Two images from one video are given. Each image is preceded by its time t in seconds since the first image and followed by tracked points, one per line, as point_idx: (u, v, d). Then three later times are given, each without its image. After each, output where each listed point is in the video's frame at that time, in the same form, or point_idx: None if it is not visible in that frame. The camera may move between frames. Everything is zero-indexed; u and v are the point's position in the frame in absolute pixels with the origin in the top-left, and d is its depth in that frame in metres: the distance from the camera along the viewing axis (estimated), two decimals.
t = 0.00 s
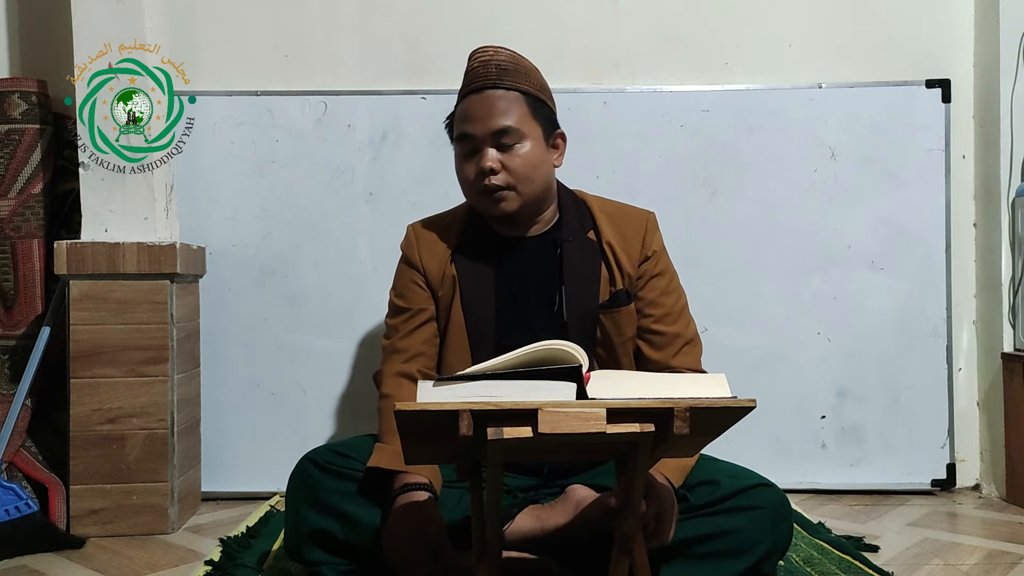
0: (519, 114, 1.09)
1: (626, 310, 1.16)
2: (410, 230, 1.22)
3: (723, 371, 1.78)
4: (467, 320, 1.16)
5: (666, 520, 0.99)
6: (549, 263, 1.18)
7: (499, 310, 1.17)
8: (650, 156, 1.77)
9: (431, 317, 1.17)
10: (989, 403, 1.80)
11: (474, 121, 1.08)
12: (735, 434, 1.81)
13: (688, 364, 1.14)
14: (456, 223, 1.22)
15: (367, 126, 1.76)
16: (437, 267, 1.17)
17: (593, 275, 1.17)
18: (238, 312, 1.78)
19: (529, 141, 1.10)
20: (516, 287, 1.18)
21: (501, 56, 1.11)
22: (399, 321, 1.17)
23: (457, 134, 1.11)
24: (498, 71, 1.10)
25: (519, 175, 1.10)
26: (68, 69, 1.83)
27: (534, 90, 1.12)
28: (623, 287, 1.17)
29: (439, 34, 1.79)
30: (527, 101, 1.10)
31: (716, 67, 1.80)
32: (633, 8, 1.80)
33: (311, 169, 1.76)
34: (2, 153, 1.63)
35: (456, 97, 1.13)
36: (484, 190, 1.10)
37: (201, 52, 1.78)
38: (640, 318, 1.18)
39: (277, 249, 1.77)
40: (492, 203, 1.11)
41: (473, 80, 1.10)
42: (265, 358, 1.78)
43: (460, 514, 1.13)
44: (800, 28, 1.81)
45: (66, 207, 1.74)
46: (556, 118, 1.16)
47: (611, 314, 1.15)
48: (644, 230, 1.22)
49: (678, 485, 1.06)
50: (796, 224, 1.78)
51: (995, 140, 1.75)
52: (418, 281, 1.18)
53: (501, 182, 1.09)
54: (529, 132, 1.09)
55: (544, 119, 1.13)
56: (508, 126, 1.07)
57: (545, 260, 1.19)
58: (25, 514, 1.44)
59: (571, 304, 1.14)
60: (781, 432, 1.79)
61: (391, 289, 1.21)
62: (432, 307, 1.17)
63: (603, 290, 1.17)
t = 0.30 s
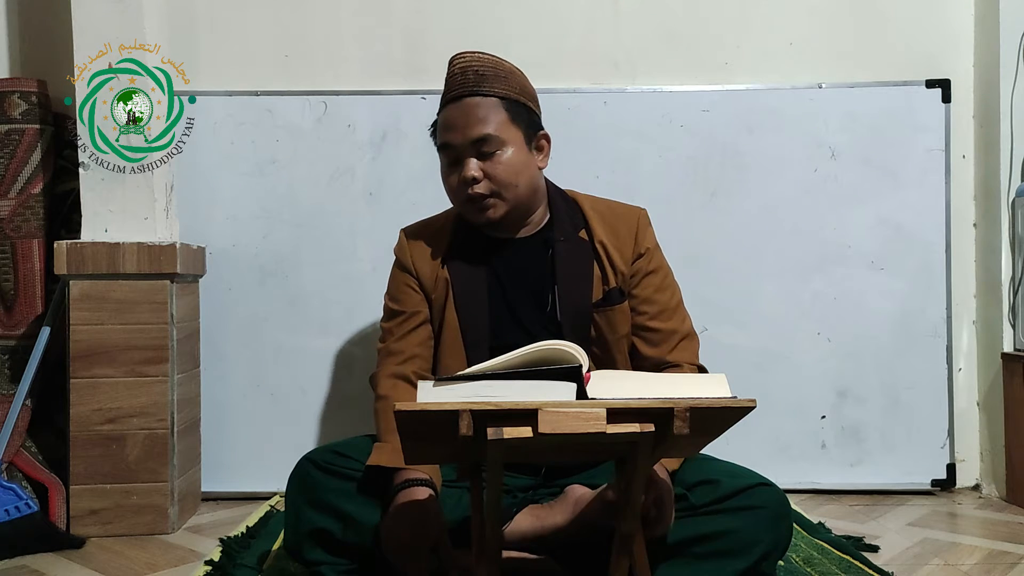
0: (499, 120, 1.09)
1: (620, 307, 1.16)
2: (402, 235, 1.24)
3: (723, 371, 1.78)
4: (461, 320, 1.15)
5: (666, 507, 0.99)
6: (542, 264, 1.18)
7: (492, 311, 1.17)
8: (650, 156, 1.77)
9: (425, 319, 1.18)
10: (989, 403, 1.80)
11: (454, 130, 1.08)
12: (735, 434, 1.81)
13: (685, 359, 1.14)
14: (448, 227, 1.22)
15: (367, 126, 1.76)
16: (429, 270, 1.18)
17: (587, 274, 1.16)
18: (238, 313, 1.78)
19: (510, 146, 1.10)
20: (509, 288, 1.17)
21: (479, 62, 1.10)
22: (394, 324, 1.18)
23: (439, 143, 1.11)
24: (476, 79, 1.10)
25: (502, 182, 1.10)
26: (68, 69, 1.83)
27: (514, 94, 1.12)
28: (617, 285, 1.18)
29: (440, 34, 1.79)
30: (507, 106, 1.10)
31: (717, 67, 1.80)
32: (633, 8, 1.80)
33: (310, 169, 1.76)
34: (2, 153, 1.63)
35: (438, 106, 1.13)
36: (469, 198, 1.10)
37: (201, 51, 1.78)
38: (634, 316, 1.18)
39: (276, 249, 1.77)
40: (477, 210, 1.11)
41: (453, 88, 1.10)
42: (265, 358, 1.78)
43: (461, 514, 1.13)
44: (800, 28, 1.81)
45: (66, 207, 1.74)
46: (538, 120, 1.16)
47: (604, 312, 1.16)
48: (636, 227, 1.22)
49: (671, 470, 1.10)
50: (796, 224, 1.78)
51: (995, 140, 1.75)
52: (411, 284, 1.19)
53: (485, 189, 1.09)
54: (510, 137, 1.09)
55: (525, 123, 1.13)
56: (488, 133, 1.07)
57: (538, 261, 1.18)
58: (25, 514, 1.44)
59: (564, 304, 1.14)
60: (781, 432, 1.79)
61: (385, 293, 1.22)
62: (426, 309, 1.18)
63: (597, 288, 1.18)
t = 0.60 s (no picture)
0: (494, 119, 1.09)
1: (618, 307, 1.16)
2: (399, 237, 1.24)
3: (723, 372, 1.78)
4: (458, 321, 1.16)
5: (666, 502, 0.99)
6: (539, 264, 1.18)
7: (489, 311, 1.17)
8: (650, 156, 1.77)
9: (423, 318, 1.18)
10: (989, 403, 1.80)
11: (449, 130, 1.08)
12: (735, 434, 1.81)
13: (683, 357, 1.14)
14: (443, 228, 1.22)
15: (367, 127, 1.76)
16: (426, 271, 1.18)
17: (583, 273, 1.16)
18: (238, 313, 1.78)
19: (505, 145, 1.10)
20: (506, 288, 1.17)
21: (473, 62, 1.10)
22: (392, 324, 1.19)
23: (434, 144, 1.11)
24: (470, 79, 1.10)
25: (498, 181, 1.10)
26: (68, 69, 1.83)
27: (508, 93, 1.12)
28: (614, 283, 1.17)
29: (440, 34, 1.79)
30: (501, 106, 1.10)
31: (717, 67, 1.80)
32: (633, 8, 1.80)
33: (310, 169, 1.76)
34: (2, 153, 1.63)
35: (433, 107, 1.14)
36: (464, 197, 1.10)
37: (201, 51, 1.78)
38: (632, 315, 1.18)
39: (276, 249, 1.77)
40: (473, 210, 1.11)
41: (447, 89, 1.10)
42: (265, 358, 1.78)
43: (461, 513, 1.13)
44: (800, 28, 1.81)
45: (66, 207, 1.74)
46: (533, 119, 1.16)
47: (602, 311, 1.15)
48: (632, 226, 1.22)
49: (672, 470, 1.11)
50: (796, 225, 1.78)
51: (995, 140, 1.75)
52: (408, 285, 1.19)
53: (480, 189, 1.09)
54: (504, 137, 1.09)
55: (520, 122, 1.13)
56: (483, 133, 1.07)
57: (535, 261, 1.18)
58: (25, 514, 1.44)
59: (561, 304, 1.14)
60: (781, 432, 1.79)
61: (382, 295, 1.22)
62: (423, 309, 1.18)
63: (594, 287, 1.18)
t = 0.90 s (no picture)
0: (512, 112, 1.09)
1: (623, 306, 1.16)
2: (404, 230, 1.23)
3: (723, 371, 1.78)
4: (462, 317, 1.15)
5: (667, 511, 0.98)
6: (544, 261, 1.18)
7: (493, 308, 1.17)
8: (650, 156, 1.77)
9: (426, 315, 1.18)
10: (989, 403, 1.80)
11: (466, 121, 1.08)
12: (735, 434, 1.81)
13: (687, 360, 1.14)
14: (449, 224, 1.22)
15: (367, 127, 1.76)
16: (431, 265, 1.18)
17: (589, 272, 1.16)
18: (238, 312, 1.78)
19: (521, 139, 1.10)
20: (510, 285, 1.17)
21: (492, 57, 1.11)
22: (395, 320, 1.18)
23: (450, 135, 1.11)
24: (489, 72, 1.10)
25: (513, 173, 1.09)
26: (68, 69, 1.83)
27: (525, 89, 1.12)
28: (620, 283, 1.18)
29: (440, 34, 1.79)
30: (519, 100, 1.11)
31: (717, 67, 1.80)
32: (633, 7, 1.80)
33: (311, 169, 1.76)
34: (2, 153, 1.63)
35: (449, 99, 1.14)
36: (478, 188, 1.09)
37: (201, 51, 1.78)
38: (637, 315, 1.18)
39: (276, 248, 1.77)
40: (486, 201, 1.10)
41: (465, 81, 1.11)
42: (265, 358, 1.78)
43: (461, 514, 1.13)
44: (800, 28, 1.81)
45: (66, 207, 1.74)
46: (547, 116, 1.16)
47: (607, 310, 1.16)
48: (639, 227, 1.22)
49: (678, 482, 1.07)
50: (796, 225, 1.78)
51: (995, 140, 1.75)
52: (412, 280, 1.19)
53: (495, 180, 1.09)
54: (521, 130, 1.09)
55: (536, 118, 1.13)
56: (501, 125, 1.08)
57: (540, 258, 1.18)
58: (25, 514, 1.44)
59: (566, 302, 1.14)
60: (782, 432, 1.79)
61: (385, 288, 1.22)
62: (427, 305, 1.18)
63: (600, 286, 1.18)
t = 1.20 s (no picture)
0: (545, 109, 1.09)
1: (631, 310, 1.16)
2: (415, 224, 1.23)
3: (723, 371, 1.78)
4: (470, 316, 1.15)
5: (666, 517, 1.00)
6: (554, 262, 1.18)
7: (501, 307, 1.16)
8: (649, 156, 1.77)
9: (434, 311, 1.17)
10: (990, 404, 1.80)
11: (501, 113, 1.07)
12: (735, 434, 1.81)
13: (691, 368, 1.15)
14: (460, 221, 1.22)
15: (367, 127, 1.76)
16: (442, 262, 1.18)
17: (600, 275, 1.16)
18: (239, 312, 1.78)
19: (552, 137, 1.10)
20: (519, 284, 1.17)
21: (526, 52, 1.11)
22: (401, 316, 1.18)
23: (479, 126, 1.10)
24: (524, 67, 1.10)
25: (542, 170, 1.10)
26: (67, 69, 1.83)
27: (556, 89, 1.13)
28: (629, 287, 1.17)
29: (439, 34, 1.79)
30: (551, 98, 1.11)
31: (717, 67, 1.80)
32: (633, 7, 1.80)
33: (311, 169, 1.76)
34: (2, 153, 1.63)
35: (478, 90, 1.12)
36: (507, 182, 1.09)
37: (201, 51, 1.78)
38: (645, 320, 1.18)
39: (277, 248, 1.77)
40: (512, 196, 1.10)
41: (498, 73, 1.10)
42: (266, 358, 1.78)
43: (460, 514, 1.13)
44: (800, 27, 1.81)
45: (66, 207, 1.74)
46: (574, 117, 1.17)
47: (615, 313, 1.16)
48: (650, 231, 1.21)
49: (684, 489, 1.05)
50: (796, 225, 1.78)
51: (995, 140, 1.75)
52: (421, 275, 1.18)
53: (524, 176, 1.08)
54: (553, 128, 1.10)
55: (565, 118, 1.14)
56: (536, 121, 1.08)
57: (551, 259, 1.18)
58: (25, 514, 1.44)
59: (576, 304, 1.14)
60: (782, 432, 1.79)
61: (394, 281, 1.21)
62: (435, 302, 1.18)
63: (609, 289, 1.18)
